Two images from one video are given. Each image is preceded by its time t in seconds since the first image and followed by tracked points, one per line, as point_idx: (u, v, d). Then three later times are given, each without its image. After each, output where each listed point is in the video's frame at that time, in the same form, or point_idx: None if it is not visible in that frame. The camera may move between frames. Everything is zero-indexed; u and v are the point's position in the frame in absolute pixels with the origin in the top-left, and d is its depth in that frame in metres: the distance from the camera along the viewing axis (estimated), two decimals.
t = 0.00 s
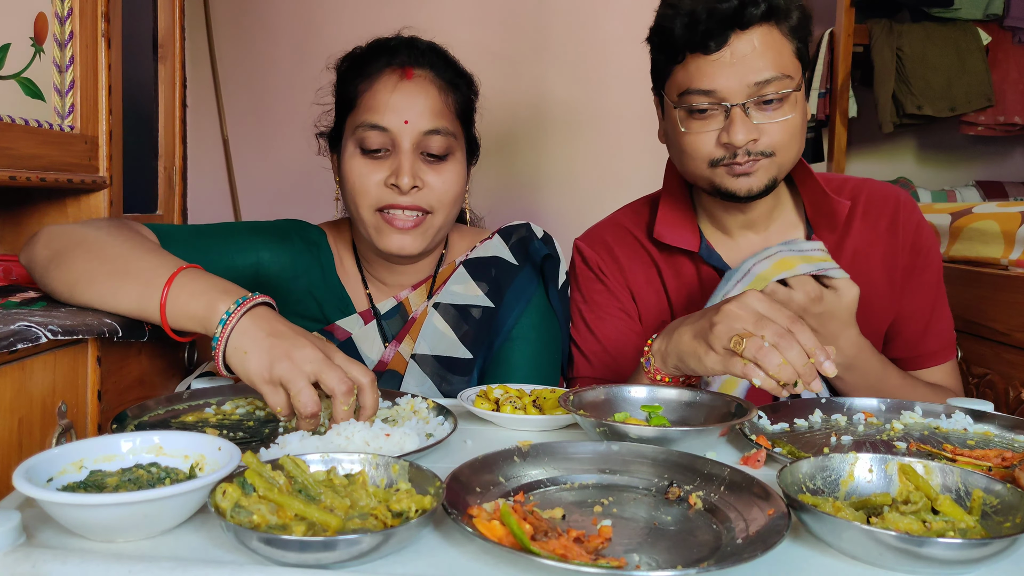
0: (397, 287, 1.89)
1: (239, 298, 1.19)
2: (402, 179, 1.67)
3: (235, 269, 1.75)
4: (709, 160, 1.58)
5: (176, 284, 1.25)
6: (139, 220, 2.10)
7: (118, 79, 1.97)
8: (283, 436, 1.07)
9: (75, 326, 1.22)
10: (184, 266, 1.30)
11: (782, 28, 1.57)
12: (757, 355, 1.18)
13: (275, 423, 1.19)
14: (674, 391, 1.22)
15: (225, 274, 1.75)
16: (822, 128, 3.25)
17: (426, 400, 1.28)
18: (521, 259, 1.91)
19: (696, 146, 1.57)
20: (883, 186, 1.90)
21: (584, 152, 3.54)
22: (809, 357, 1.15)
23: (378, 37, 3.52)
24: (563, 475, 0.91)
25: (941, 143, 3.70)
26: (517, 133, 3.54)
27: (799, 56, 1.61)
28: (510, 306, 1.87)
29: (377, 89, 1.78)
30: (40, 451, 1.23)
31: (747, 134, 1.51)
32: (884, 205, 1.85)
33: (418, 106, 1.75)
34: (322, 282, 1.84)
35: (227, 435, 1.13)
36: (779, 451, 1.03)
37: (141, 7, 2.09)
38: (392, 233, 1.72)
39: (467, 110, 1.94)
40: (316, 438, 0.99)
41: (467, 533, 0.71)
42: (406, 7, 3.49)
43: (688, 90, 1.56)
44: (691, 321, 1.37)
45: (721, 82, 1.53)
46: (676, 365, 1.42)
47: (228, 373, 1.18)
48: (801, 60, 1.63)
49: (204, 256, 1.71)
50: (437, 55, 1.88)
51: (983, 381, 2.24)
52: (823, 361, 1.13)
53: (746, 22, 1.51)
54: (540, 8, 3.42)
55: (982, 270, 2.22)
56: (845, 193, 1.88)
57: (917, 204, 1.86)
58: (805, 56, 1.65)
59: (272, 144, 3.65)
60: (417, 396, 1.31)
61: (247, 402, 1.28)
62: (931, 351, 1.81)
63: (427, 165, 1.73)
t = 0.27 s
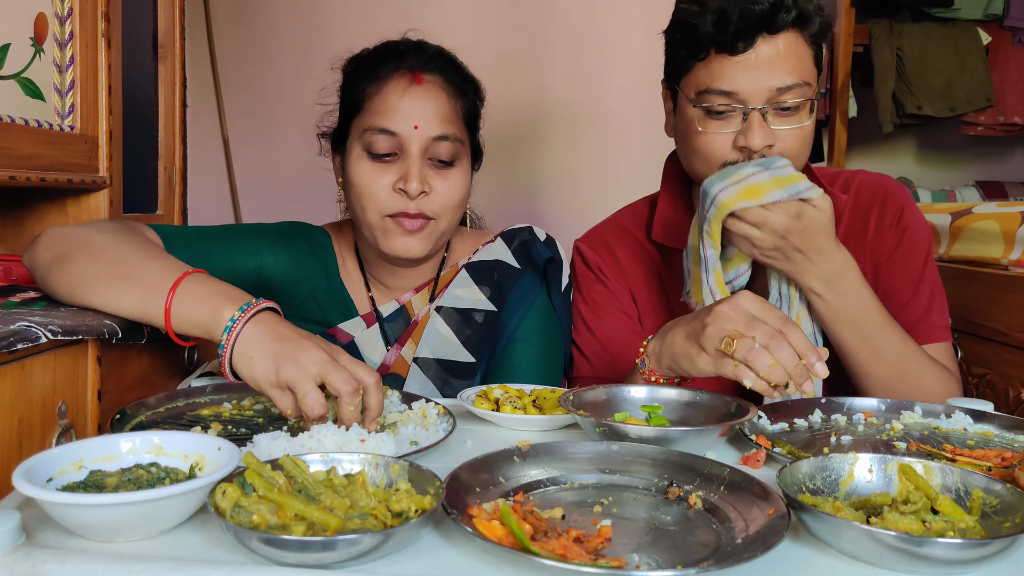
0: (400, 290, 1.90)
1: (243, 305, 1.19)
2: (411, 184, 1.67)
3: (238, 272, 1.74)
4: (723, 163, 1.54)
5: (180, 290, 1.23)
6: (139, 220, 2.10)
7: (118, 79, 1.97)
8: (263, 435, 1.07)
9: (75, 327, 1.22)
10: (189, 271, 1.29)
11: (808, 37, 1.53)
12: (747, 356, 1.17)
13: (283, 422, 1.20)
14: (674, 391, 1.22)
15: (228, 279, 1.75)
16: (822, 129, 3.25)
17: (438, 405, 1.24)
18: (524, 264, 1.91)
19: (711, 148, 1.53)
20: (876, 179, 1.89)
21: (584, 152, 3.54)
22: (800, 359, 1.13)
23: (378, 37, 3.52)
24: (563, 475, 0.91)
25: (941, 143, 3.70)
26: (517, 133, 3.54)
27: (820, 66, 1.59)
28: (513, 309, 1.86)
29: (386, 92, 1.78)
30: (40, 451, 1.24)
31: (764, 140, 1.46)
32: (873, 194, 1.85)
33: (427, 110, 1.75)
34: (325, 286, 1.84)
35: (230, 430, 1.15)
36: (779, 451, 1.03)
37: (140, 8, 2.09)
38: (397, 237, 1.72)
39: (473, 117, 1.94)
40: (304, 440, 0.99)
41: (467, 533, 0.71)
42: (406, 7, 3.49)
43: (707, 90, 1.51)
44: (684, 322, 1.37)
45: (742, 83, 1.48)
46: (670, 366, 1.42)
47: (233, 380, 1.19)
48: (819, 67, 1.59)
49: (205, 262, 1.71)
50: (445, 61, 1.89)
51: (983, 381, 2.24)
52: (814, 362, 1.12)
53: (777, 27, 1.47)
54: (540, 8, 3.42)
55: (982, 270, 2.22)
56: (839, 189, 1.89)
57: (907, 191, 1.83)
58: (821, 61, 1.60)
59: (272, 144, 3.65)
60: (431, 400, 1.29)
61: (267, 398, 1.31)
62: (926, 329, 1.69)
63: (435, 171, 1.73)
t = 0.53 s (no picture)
0: (402, 291, 1.91)
1: (242, 305, 1.19)
2: (437, 189, 1.69)
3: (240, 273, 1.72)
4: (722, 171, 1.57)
5: (179, 290, 1.23)
6: (139, 220, 2.10)
7: (118, 79, 1.97)
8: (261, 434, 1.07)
9: (76, 327, 1.22)
10: (189, 272, 1.29)
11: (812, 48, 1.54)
12: (747, 360, 1.16)
13: (283, 422, 1.20)
14: (674, 391, 1.22)
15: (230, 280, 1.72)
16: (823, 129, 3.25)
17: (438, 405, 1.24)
18: (525, 264, 1.90)
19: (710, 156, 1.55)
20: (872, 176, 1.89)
21: (584, 153, 3.54)
22: (800, 363, 1.14)
23: (379, 37, 3.52)
24: (563, 475, 0.91)
25: (941, 143, 3.70)
26: (517, 133, 3.54)
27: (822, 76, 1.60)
28: (514, 309, 1.86)
29: (411, 93, 1.77)
30: (40, 451, 1.24)
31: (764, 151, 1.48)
32: (869, 191, 1.85)
33: (453, 113, 1.76)
34: (328, 288, 1.84)
35: (230, 431, 1.15)
36: (779, 451, 1.03)
37: (140, 8, 2.08)
38: (418, 239, 1.74)
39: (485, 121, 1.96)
40: (302, 440, 0.99)
41: (467, 533, 0.71)
42: (406, 7, 3.49)
43: (709, 98, 1.51)
44: (684, 326, 1.38)
45: (746, 94, 1.49)
46: (669, 369, 1.42)
47: (233, 379, 1.19)
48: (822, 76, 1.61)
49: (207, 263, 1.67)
50: (467, 67, 1.90)
51: (983, 381, 2.24)
52: (814, 366, 1.12)
53: (782, 39, 1.47)
54: (540, 8, 3.42)
55: (981, 270, 2.22)
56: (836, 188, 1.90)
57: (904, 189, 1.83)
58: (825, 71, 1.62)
59: (272, 144, 3.65)
60: (431, 400, 1.29)
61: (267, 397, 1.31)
62: (921, 325, 1.70)
63: (457, 174, 1.76)
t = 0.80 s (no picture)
0: (415, 292, 1.93)
1: (239, 308, 1.18)
2: (469, 189, 1.73)
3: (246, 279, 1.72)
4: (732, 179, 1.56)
5: (178, 292, 1.23)
6: (140, 220, 2.10)
7: (117, 79, 1.97)
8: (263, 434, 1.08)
9: (75, 327, 1.22)
10: (188, 274, 1.29)
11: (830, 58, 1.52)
12: (752, 364, 1.17)
13: (282, 422, 1.20)
14: (674, 391, 1.22)
15: (237, 284, 1.72)
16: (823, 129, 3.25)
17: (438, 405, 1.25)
18: (536, 267, 1.88)
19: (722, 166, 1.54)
20: (874, 178, 1.90)
21: (584, 153, 3.54)
22: (805, 368, 1.14)
23: (379, 37, 3.52)
24: (563, 475, 0.91)
25: (941, 144, 3.70)
26: (517, 133, 3.54)
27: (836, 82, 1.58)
28: (523, 312, 1.85)
29: (442, 94, 1.78)
30: (40, 451, 1.23)
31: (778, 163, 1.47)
32: (871, 192, 1.85)
33: (482, 116, 1.79)
34: (335, 290, 1.84)
35: (230, 431, 1.15)
36: (779, 451, 1.03)
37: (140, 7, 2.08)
38: (443, 238, 1.76)
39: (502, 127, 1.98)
40: (303, 440, 0.99)
41: (467, 533, 0.71)
42: (407, 7, 3.49)
43: (722, 109, 1.49)
44: (689, 329, 1.37)
45: (760, 105, 1.47)
46: (673, 372, 1.42)
47: (232, 384, 1.19)
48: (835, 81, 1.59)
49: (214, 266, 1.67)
50: (493, 73, 1.91)
51: (983, 381, 2.24)
52: (819, 371, 1.12)
53: (802, 52, 1.45)
54: (540, 8, 3.42)
55: (981, 270, 2.22)
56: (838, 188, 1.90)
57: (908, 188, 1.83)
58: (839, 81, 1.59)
59: (272, 144, 3.65)
60: (431, 400, 1.29)
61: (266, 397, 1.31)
62: (921, 326, 1.70)
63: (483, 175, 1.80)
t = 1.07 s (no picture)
0: (421, 292, 1.94)
1: (237, 311, 1.18)
2: (492, 189, 1.73)
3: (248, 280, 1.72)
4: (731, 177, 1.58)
5: (177, 294, 1.23)
6: (140, 220, 2.10)
7: (118, 79, 1.97)
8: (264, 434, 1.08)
9: (75, 327, 1.22)
10: (187, 275, 1.29)
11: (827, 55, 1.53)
12: (757, 368, 1.17)
13: (282, 423, 1.20)
14: (674, 391, 1.22)
15: (238, 285, 1.72)
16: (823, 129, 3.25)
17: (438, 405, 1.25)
18: (541, 268, 1.88)
19: (719, 163, 1.56)
20: (881, 181, 1.89)
21: (584, 153, 3.54)
22: (810, 373, 1.15)
23: (379, 37, 3.52)
24: (563, 475, 0.91)
25: (941, 144, 3.71)
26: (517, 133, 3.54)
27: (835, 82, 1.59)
28: (528, 314, 1.84)
29: (465, 93, 1.79)
30: (40, 451, 1.23)
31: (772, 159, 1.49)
32: (879, 196, 1.85)
33: (503, 117, 1.80)
34: (337, 291, 1.84)
35: (230, 431, 1.15)
36: (779, 451, 1.03)
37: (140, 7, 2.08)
38: (463, 237, 1.76)
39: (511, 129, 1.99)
40: (303, 440, 0.99)
41: (467, 532, 0.71)
42: (407, 7, 3.49)
43: (718, 106, 1.52)
44: (693, 330, 1.38)
45: (754, 101, 1.49)
46: (676, 373, 1.42)
47: (231, 386, 1.19)
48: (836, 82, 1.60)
49: (217, 267, 1.66)
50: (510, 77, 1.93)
51: (983, 381, 2.24)
52: (824, 377, 1.13)
53: (795, 47, 1.47)
54: (541, 8, 3.42)
55: (981, 271, 2.22)
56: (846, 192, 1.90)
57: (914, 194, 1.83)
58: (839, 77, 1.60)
59: (272, 145, 3.65)
60: (431, 400, 1.29)
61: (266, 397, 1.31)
62: (928, 333, 1.71)
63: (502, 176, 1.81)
